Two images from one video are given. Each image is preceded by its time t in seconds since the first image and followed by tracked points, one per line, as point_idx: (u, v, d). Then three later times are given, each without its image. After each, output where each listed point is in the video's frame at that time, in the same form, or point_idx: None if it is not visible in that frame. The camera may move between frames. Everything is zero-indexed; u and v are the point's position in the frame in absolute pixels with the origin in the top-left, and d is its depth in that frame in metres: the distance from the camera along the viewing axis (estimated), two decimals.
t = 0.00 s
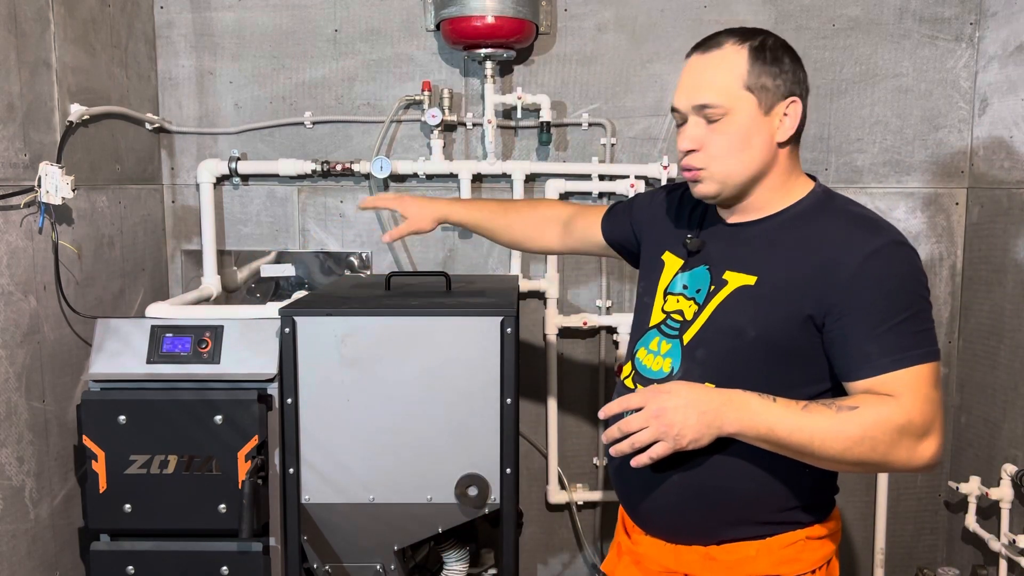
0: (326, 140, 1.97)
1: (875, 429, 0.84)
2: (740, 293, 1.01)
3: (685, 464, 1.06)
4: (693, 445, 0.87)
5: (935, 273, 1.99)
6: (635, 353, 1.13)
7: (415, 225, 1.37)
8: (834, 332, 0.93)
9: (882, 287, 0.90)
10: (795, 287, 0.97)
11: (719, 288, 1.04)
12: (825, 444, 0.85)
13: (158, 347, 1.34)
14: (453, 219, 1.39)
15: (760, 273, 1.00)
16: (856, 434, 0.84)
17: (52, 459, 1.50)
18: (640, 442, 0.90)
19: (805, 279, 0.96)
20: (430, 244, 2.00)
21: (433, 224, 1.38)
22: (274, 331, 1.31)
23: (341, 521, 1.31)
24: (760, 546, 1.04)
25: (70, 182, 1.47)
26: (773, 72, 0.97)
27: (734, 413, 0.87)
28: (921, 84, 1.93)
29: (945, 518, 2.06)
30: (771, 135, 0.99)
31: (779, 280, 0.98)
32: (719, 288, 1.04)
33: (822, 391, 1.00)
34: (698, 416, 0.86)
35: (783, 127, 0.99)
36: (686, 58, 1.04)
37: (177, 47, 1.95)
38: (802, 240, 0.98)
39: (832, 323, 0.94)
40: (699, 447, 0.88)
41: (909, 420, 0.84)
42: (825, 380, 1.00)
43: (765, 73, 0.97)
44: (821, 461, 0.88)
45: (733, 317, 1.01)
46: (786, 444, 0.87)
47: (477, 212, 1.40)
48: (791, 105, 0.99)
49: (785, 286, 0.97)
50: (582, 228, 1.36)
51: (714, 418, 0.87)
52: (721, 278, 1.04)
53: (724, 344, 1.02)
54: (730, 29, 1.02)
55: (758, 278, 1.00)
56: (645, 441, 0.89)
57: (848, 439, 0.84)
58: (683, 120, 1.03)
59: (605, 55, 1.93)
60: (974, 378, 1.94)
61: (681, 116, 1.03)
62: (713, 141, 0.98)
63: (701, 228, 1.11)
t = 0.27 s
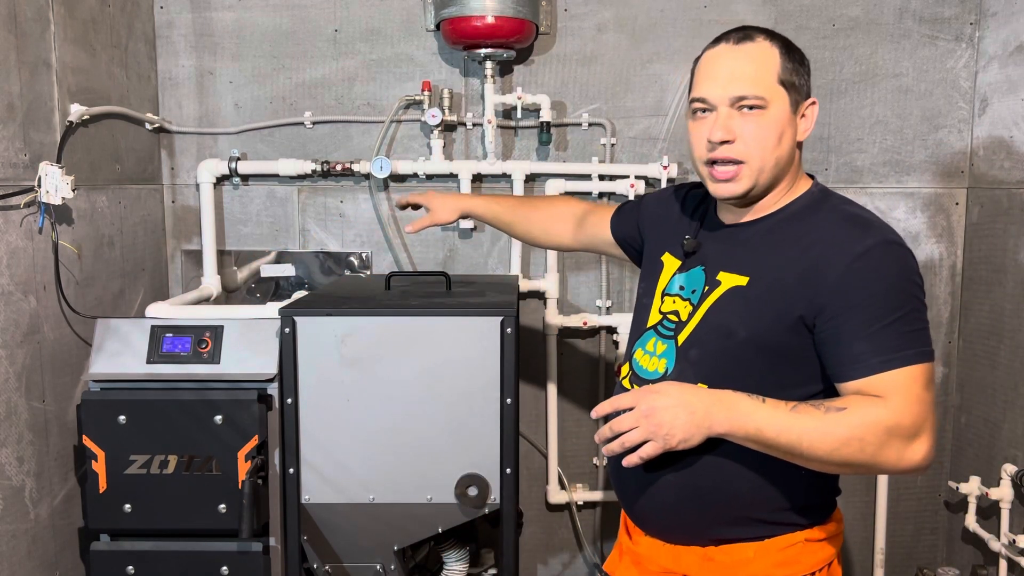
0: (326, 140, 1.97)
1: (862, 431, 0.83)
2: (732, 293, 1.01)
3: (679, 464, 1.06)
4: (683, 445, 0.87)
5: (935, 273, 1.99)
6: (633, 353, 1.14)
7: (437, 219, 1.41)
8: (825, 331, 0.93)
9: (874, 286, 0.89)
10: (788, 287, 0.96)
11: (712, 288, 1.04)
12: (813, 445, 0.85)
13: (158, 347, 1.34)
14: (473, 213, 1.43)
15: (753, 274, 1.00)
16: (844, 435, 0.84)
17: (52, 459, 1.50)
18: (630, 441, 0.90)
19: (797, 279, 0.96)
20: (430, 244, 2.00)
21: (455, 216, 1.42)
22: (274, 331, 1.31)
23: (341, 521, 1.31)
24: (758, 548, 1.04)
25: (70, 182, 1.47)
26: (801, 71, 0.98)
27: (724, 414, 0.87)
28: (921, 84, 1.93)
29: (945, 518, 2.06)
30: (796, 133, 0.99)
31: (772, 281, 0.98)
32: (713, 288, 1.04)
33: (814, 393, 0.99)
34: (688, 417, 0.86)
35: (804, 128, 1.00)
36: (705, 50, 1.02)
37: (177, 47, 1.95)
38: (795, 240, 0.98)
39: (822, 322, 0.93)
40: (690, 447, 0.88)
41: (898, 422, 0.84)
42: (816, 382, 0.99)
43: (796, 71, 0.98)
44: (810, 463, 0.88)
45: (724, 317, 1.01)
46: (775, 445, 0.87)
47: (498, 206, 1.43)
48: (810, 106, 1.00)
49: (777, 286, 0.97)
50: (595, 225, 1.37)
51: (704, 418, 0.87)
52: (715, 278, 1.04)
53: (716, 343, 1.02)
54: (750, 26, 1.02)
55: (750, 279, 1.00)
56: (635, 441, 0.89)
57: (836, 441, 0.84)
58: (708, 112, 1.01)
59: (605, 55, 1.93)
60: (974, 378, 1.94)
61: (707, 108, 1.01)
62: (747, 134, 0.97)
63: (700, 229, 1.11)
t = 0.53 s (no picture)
0: (326, 140, 1.97)
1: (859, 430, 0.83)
2: (732, 293, 1.02)
3: (677, 463, 1.06)
4: (680, 443, 0.87)
5: (935, 273, 1.99)
6: (634, 354, 1.14)
7: (433, 219, 1.43)
8: (823, 330, 0.93)
9: (871, 286, 0.89)
10: (787, 287, 0.96)
11: (713, 288, 1.04)
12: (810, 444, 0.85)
13: (158, 347, 1.34)
14: (472, 219, 1.43)
15: (753, 274, 1.00)
16: (841, 434, 0.83)
17: (52, 459, 1.50)
18: (627, 438, 0.90)
19: (796, 279, 0.96)
20: (430, 244, 2.00)
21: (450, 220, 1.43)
22: (274, 331, 1.31)
23: (341, 521, 1.31)
24: (756, 548, 1.04)
25: (70, 182, 1.47)
26: (804, 73, 0.98)
27: (721, 412, 0.87)
28: (921, 84, 1.93)
29: (945, 518, 2.06)
30: (798, 135, 1.00)
31: (772, 281, 0.98)
32: (713, 288, 1.04)
33: (812, 393, 0.99)
34: (685, 414, 0.86)
35: (806, 130, 1.00)
36: (709, 50, 1.02)
37: (177, 47, 1.95)
38: (794, 240, 0.99)
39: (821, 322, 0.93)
40: (687, 445, 0.88)
41: (896, 421, 0.83)
42: (815, 382, 0.99)
43: (799, 73, 0.98)
44: (808, 461, 0.87)
45: (724, 317, 1.01)
46: (773, 443, 0.87)
47: (497, 212, 1.43)
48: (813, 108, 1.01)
49: (777, 287, 0.97)
50: (595, 230, 1.38)
51: (701, 416, 0.87)
52: (715, 279, 1.04)
53: (717, 344, 1.02)
54: (755, 26, 1.01)
55: (750, 279, 1.00)
56: (633, 438, 0.89)
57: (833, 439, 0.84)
58: (710, 113, 1.00)
59: (605, 55, 1.93)
60: (974, 378, 1.94)
61: (709, 109, 1.00)
62: (748, 136, 0.97)
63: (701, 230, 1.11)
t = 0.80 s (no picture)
0: (326, 140, 1.97)
1: (871, 434, 0.83)
2: (737, 296, 1.01)
3: (683, 468, 1.06)
4: (691, 449, 0.87)
5: (935, 273, 1.99)
6: (636, 355, 1.14)
7: (429, 233, 1.43)
8: (831, 333, 0.93)
9: (880, 289, 0.89)
10: (793, 290, 0.96)
11: (718, 290, 1.04)
12: (822, 448, 0.85)
13: (158, 347, 1.34)
14: (468, 225, 1.44)
15: (759, 276, 1.00)
16: (852, 438, 0.84)
17: (52, 459, 1.50)
18: (637, 446, 0.90)
19: (802, 282, 0.96)
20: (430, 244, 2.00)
21: (449, 230, 1.44)
22: (274, 331, 1.31)
23: (342, 521, 1.31)
24: (758, 548, 1.04)
25: (70, 182, 1.47)
26: (804, 75, 0.98)
27: (732, 417, 0.87)
28: (921, 84, 1.93)
29: (945, 518, 2.06)
30: (800, 137, 1.00)
31: (776, 283, 0.98)
32: (718, 290, 1.04)
33: (819, 394, 1.00)
34: (696, 421, 0.86)
35: (807, 132, 1.01)
36: (709, 53, 1.02)
37: (176, 47, 1.95)
38: (799, 242, 0.98)
39: (828, 325, 0.93)
40: (698, 451, 0.88)
41: (906, 424, 0.84)
42: (821, 383, 0.99)
43: (800, 75, 0.98)
44: (818, 465, 0.88)
45: (729, 319, 1.01)
46: (784, 449, 0.87)
47: (493, 218, 1.44)
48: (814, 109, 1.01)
49: (783, 289, 0.97)
50: (590, 231, 1.37)
51: (711, 422, 0.87)
52: (720, 280, 1.04)
53: (722, 346, 1.02)
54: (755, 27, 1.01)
55: (756, 281, 1.00)
56: (643, 446, 0.89)
57: (845, 444, 0.84)
58: (711, 117, 1.00)
59: (605, 55, 1.93)
60: (974, 378, 1.94)
61: (710, 113, 1.00)
62: (751, 141, 0.97)
63: (703, 231, 1.11)
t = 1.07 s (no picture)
0: (326, 140, 1.97)
1: (872, 434, 0.83)
2: (739, 296, 1.01)
3: (684, 468, 1.06)
4: (691, 449, 0.87)
5: (935, 273, 1.99)
6: (636, 356, 1.14)
7: (425, 239, 1.40)
8: (832, 334, 0.93)
9: (881, 290, 0.89)
10: (794, 291, 0.96)
11: (718, 291, 1.04)
12: (822, 448, 0.85)
13: (158, 347, 1.34)
14: (464, 229, 1.42)
15: (760, 277, 1.00)
16: (853, 438, 0.84)
17: (52, 459, 1.50)
18: (637, 446, 0.89)
19: (803, 283, 0.96)
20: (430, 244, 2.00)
21: (443, 236, 1.41)
22: (274, 331, 1.31)
23: (342, 521, 1.31)
24: (760, 548, 1.04)
25: (70, 182, 1.47)
26: (775, 78, 0.95)
27: (732, 417, 0.87)
28: (921, 84, 1.93)
29: (945, 518, 2.06)
30: (771, 142, 0.98)
31: (778, 284, 0.98)
32: (719, 291, 1.04)
33: (820, 395, 1.00)
34: (695, 420, 0.86)
35: (786, 136, 0.98)
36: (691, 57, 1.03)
37: (176, 47, 1.95)
38: (800, 243, 0.98)
39: (829, 326, 0.93)
40: (698, 451, 0.88)
41: (907, 425, 0.84)
42: (822, 384, 0.99)
43: (768, 79, 0.95)
44: (818, 466, 0.88)
45: (730, 320, 1.01)
46: (784, 449, 0.87)
47: (488, 223, 1.42)
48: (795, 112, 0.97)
49: (784, 290, 0.97)
50: (590, 234, 1.37)
51: (711, 421, 0.87)
52: (720, 281, 1.04)
53: (723, 347, 1.02)
54: (738, 28, 1.00)
55: (757, 282, 1.00)
56: (643, 446, 0.89)
57: (845, 444, 0.84)
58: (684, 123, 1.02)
59: (605, 55, 1.93)
60: (974, 378, 1.94)
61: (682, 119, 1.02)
62: (711, 147, 0.98)
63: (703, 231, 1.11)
